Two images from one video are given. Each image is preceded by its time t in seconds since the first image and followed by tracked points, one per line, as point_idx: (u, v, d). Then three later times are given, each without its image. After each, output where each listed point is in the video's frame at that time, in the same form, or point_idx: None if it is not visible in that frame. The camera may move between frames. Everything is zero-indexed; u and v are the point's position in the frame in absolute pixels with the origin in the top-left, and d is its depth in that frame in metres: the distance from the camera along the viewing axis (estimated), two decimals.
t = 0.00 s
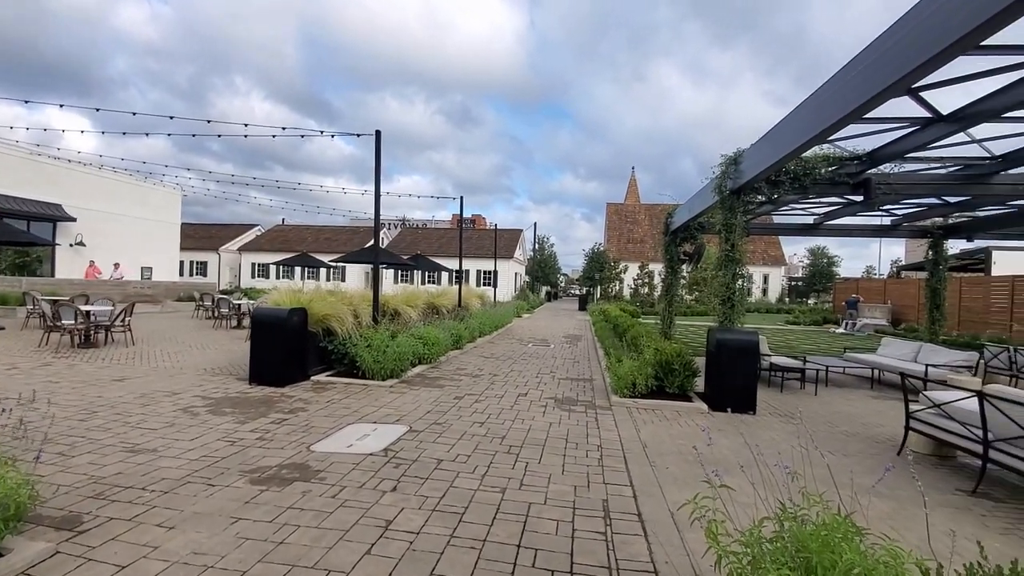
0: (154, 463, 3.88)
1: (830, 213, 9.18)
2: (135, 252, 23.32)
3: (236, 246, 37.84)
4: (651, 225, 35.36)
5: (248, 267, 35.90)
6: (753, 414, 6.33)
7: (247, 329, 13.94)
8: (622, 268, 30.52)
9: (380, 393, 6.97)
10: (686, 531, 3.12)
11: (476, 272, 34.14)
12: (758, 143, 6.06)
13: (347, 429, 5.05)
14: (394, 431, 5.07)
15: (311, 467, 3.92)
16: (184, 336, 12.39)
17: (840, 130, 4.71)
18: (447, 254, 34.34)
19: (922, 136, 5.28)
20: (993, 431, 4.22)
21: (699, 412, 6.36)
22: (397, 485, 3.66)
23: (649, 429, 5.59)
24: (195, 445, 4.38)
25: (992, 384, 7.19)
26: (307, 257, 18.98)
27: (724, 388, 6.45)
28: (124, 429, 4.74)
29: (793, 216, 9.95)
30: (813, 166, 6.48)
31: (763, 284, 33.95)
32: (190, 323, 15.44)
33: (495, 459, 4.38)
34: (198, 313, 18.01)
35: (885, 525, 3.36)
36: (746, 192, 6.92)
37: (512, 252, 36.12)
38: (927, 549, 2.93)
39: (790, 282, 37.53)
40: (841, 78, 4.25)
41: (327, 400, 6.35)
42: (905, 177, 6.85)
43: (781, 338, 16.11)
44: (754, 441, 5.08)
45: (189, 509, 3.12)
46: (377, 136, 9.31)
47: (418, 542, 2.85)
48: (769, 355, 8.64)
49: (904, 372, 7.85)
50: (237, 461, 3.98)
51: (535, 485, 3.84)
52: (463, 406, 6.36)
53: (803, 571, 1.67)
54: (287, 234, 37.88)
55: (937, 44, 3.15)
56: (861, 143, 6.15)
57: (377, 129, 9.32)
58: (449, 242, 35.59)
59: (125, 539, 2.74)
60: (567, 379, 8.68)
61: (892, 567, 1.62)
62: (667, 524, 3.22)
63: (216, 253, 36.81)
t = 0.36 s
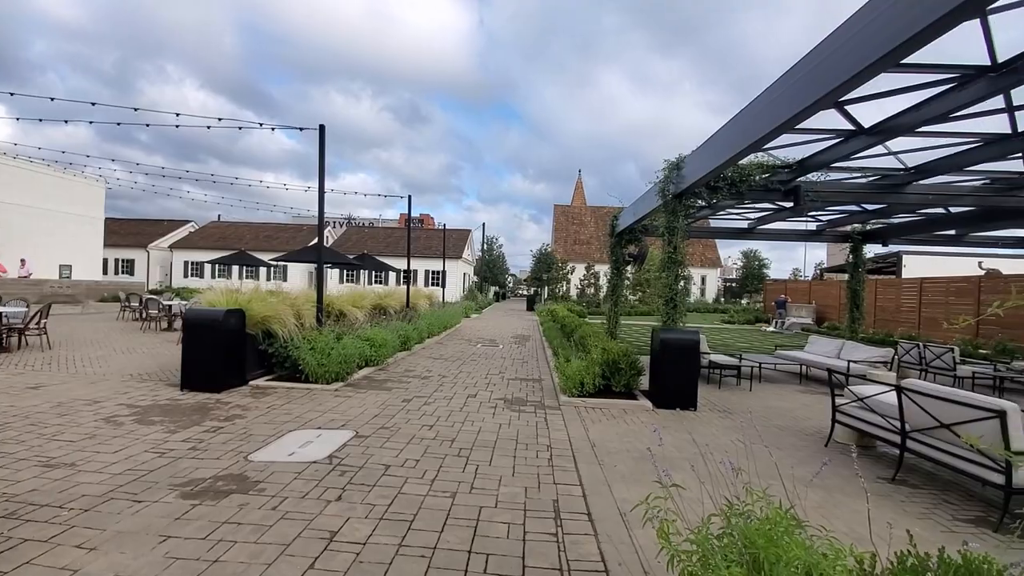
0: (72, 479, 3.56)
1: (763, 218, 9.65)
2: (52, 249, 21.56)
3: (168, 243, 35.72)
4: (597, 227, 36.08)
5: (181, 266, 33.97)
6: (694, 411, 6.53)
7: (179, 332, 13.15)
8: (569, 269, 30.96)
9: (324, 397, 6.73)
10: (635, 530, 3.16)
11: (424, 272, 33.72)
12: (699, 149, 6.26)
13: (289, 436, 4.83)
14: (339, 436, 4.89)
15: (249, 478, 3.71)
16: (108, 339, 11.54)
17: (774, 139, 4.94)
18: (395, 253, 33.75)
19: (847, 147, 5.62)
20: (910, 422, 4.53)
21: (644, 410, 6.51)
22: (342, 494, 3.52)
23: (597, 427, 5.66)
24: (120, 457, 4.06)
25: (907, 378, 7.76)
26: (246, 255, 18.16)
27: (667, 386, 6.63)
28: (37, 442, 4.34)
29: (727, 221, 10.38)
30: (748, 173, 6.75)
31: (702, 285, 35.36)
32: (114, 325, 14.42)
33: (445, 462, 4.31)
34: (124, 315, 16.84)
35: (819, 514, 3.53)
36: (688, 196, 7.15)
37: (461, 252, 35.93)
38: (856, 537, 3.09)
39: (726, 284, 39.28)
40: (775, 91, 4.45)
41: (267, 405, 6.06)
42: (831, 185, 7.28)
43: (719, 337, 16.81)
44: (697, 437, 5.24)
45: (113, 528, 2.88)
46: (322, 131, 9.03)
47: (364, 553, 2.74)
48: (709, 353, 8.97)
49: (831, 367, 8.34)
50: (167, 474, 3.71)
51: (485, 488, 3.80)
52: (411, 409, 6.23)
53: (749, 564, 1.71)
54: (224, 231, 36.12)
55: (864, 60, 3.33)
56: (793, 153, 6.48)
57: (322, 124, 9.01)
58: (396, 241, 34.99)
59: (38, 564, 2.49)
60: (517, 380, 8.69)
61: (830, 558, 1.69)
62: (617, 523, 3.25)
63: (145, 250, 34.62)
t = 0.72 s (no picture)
0: None
1: (690, 220, 10.08)
2: None
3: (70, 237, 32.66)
4: (534, 226, 36.42)
5: (86, 262, 31.16)
6: (628, 406, 6.72)
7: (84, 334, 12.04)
8: (506, 267, 31.09)
9: (251, 402, 6.37)
10: (574, 526, 3.19)
11: (358, 271, 32.77)
12: (632, 152, 6.43)
13: (211, 445, 4.53)
14: (267, 444, 4.64)
15: (167, 493, 3.44)
16: None
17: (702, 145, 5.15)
18: (327, 251, 32.59)
19: (766, 155, 5.95)
20: (822, 411, 4.85)
21: (581, 407, 6.63)
22: (272, 505, 3.33)
23: (535, 425, 5.70)
24: (15, 475, 3.64)
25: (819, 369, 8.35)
26: (162, 252, 16.92)
27: (603, 383, 6.78)
28: None
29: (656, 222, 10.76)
30: (676, 177, 7.03)
31: (633, 283, 36.59)
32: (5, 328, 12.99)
33: (382, 467, 4.18)
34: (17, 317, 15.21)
35: (745, 500, 3.71)
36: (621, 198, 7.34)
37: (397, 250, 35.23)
38: (779, 522, 3.28)
39: (656, 282, 40.80)
40: (702, 99, 4.64)
41: (187, 413, 5.66)
42: (752, 189, 7.71)
43: (650, 333, 17.44)
44: (631, 431, 5.39)
45: (5, 556, 2.57)
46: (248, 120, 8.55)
47: (297, 567, 2.60)
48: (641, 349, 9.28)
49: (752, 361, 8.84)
50: (71, 492, 3.37)
51: (424, 491, 3.72)
52: (345, 412, 6.02)
53: (689, 553, 1.76)
54: (137, 225, 33.48)
55: (784, 72, 3.51)
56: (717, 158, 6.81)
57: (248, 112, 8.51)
58: (328, 238, 33.78)
59: None
60: (455, 379, 8.60)
61: (763, 544, 1.76)
62: (558, 520, 3.26)
63: (43, 245, 31.48)
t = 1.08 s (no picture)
0: None
1: (633, 222, 10.36)
2: None
3: None
4: (482, 226, 36.37)
5: None
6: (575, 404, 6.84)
7: None
8: (454, 268, 30.91)
9: (185, 409, 6.04)
10: (525, 525, 3.22)
11: (300, 270, 31.68)
12: (579, 155, 6.55)
13: (141, 457, 4.26)
14: (203, 454, 4.41)
15: (91, 509, 3.21)
16: None
17: (645, 150, 5.30)
18: (267, 249, 31.32)
19: (704, 161, 6.20)
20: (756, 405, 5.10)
21: (530, 405, 6.70)
22: (209, 518, 3.18)
23: (484, 425, 5.70)
24: None
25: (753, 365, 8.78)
26: (83, 250, 15.74)
27: (551, 381, 6.86)
28: None
29: (601, 224, 10.97)
30: (621, 180, 7.21)
31: (580, 283, 37.23)
32: None
33: (328, 473, 4.07)
34: None
35: (687, 493, 3.86)
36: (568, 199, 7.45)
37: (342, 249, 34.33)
38: (718, 512, 3.44)
39: (602, 282, 41.67)
40: (645, 105, 4.78)
41: (113, 423, 5.30)
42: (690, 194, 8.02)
43: (596, 333, 17.80)
44: (578, 428, 5.49)
45: None
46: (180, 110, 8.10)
47: None
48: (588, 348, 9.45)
49: (692, 358, 9.20)
50: None
51: (372, 496, 3.64)
52: (288, 417, 5.82)
53: (636, 544, 1.81)
54: (53, 219, 31.01)
55: (722, 82, 3.65)
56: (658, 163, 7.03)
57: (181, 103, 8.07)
58: (268, 236, 32.47)
59: None
60: (403, 381, 8.47)
61: (705, 534, 1.82)
62: (510, 521, 3.28)
63: None
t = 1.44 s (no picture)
0: None
1: (597, 224, 10.51)
2: None
3: None
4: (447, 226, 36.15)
5: None
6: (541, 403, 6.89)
7: None
8: (418, 268, 30.62)
9: (136, 416, 5.79)
10: (492, 526, 3.22)
11: (259, 271, 30.81)
12: (544, 157, 6.59)
13: (90, 467, 4.07)
14: (158, 462, 4.24)
15: (36, 523, 3.06)
16: None
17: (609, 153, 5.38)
18: (223, 249, 30.31)
19: (665, 164, 6.35)
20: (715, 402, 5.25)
21: (496, 406, 6.71)
22: (164, 529, 3.06)
23: (451, 426, 5.67)
24: None
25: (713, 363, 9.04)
26: (23, 250, 14.88)
27: (517, 381, 6.89)
28: None
29: (566, 225, 11.06)
30: (585, 182, 7.30)
31: (544, 284, 37.48)
32: None
33: (289, 479, 3.97)
34: None
35: (651, 489, 3.95)
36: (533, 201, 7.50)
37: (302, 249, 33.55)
38: (680, 507, 3.52)
39: (566, 283, 42.03)
40: (608, 109, 4.86)
41: (58, 432, 5.03)
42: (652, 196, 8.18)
43: (561, 333, 17.92)
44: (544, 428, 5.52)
45: None
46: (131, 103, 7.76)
47: None
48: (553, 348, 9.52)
49: (654, 357, 9.39)
50: None
51: (336, 501, 3.59)
52: (246, 422, 5.65)
53: (603, 542, 1.84)
54: None
55: (683, 88, 3.74)
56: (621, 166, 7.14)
57: (131, 96, 7.73)
58: (224, 236, 31.44)
59: None
60: (367, 383, 8.35)
61: (668, 529, 1.87)
62: (477, 522, 3.28)
63: None
